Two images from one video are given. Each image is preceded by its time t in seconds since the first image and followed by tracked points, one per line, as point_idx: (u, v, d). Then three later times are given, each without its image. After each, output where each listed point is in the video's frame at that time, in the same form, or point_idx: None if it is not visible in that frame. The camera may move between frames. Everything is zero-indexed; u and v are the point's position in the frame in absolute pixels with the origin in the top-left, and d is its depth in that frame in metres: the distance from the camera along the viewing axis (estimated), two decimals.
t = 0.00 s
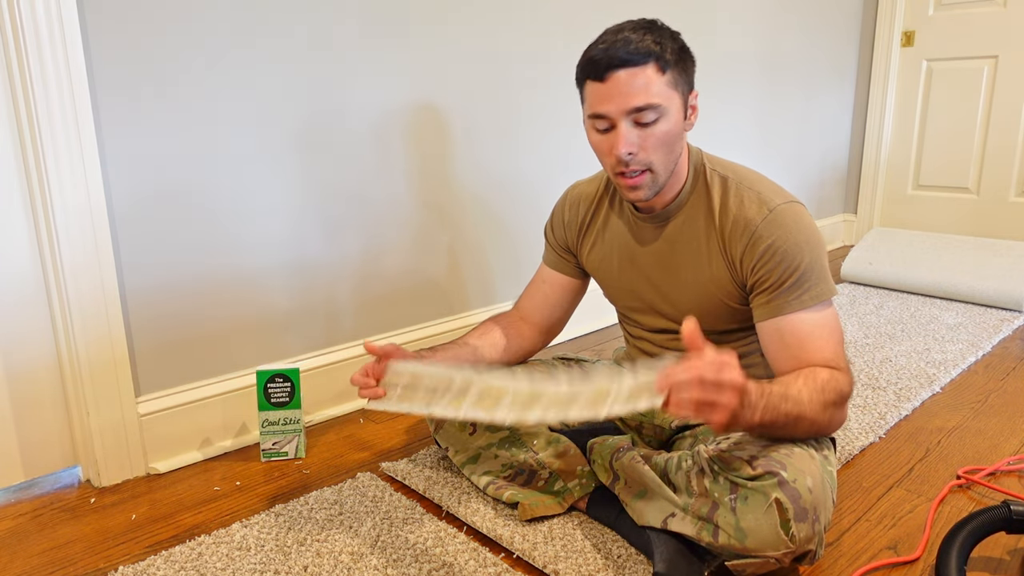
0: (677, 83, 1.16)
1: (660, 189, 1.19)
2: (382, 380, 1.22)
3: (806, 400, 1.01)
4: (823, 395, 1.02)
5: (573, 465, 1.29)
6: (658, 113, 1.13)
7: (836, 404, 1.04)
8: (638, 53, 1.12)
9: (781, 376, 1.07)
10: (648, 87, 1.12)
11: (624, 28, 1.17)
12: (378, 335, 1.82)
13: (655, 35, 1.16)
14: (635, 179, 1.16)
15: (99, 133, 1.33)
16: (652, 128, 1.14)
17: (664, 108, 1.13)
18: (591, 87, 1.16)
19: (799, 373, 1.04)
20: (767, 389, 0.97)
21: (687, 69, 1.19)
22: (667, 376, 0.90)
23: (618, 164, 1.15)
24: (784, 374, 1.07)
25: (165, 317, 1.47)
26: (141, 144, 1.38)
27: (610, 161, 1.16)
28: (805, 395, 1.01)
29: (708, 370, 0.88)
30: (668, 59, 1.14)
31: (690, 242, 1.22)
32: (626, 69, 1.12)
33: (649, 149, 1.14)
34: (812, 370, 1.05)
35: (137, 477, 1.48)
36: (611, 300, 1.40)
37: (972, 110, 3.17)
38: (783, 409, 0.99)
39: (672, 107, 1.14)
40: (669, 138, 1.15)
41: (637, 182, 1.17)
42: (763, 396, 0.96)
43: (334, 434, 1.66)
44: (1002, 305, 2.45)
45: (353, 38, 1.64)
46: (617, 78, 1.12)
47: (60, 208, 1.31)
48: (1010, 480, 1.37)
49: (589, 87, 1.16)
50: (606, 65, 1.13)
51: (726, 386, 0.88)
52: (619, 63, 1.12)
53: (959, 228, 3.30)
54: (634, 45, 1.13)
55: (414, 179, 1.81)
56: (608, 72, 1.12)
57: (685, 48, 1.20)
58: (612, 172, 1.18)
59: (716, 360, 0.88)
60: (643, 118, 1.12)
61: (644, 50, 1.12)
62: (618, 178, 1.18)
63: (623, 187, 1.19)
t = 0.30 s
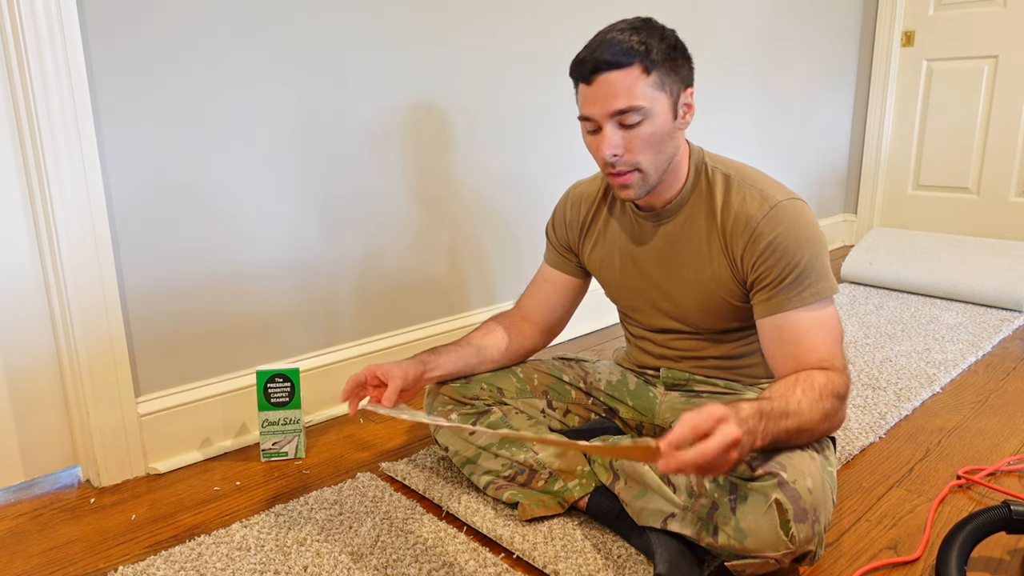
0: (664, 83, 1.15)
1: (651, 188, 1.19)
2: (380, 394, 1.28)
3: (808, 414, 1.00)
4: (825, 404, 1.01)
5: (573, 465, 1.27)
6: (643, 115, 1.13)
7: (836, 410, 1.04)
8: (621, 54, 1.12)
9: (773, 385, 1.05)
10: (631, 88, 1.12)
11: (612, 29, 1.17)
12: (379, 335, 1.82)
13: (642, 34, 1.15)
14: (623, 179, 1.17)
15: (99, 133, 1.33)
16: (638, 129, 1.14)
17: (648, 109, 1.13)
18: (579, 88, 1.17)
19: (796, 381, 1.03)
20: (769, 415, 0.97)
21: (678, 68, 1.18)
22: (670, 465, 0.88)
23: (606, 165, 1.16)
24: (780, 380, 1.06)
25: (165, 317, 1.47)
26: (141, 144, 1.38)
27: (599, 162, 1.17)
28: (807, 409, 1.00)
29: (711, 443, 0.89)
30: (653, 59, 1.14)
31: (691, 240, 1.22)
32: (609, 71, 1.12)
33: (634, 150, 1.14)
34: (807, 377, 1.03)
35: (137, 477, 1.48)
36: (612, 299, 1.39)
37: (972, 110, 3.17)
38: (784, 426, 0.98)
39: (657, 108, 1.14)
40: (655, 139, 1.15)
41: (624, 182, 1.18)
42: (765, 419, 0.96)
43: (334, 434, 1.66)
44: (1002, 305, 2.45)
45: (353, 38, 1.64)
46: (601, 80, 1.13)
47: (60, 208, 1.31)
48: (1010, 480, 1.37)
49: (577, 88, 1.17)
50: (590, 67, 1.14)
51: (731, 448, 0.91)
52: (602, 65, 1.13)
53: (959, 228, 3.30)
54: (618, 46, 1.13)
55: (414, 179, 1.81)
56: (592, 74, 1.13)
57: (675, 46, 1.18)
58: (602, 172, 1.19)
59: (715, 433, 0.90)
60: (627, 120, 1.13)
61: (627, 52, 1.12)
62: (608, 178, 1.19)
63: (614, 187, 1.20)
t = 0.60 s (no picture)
0: (648, 85, 1.15)
1: (636, 190, 1.20)
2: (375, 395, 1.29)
3: (805, 418, 1.00)
4: (821, 407, 1.01)
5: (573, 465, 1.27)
6: (623, 117, 1.13)
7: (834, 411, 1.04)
8: (603, 57, 1.13)
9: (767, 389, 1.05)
10: (611, 91, 1.13)
11: (600, 31, 1.18)
12: (378, 335, 1.82)
13: (629, 37, 1.16)
14: (607, 181, 1.18)
15: (99, 133, 1.33)
16: (619, 132, 1.15)
17: (629, 112, 1.13)
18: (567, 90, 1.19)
19: (792, 385, 1.02)
20: (766, 425, 0.97)
21: (665, 71, 1.18)
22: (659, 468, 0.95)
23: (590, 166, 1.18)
24: (775, 382, 1.05)
25: (165, 317, 1.47)
26: (140, 144, 1.38)
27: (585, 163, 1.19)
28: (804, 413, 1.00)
29: (697, 462, 0.91)
30: (637, 62, 1.14)
31: (689, 240, 1.22)
32: (591, 74, 1.14)
33: (615, 152, 1.15)
34: (803, 379, 1.03)
35: (137, 477, 1.48)
36: (611, 300, 1.39)
37: (972, 110, 3.17)
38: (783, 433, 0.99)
39: (640, 111, 1.14)
40: (637, 142, 1.15)
41: (607, 183, 1.19)
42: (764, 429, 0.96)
43: (334, 434, 1.66)
44: (1002, 305, 2.45)
45: (353, 38, 1.64)
46: (583, 82, 1.15)
47: (60, 208, 1.31)
48: (1010, 480, 1.37)
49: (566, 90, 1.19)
50: (574, 69, 1.16)
51: (725, 467, 0.91)
52: (585, 68, 1.14)
53: (959, 228, 3.30)
54: (602, 49, 1.14)
55: (413, 179, 1.81)
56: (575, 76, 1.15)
57: (663, 48, 1.18)
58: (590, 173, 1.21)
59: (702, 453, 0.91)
60: (608, 122, 1.14)
61: (609, 54, 1.13)
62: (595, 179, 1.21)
63: (602, 188, 1.22)
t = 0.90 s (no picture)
0: (668, 80, 1.16)
1: (658, 186, 1.19)
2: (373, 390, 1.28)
3: (807, 422, 0.99)
4: (823, 410, 1.01)
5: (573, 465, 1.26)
6: (651, 110, 1.13)
7: (835, 414, 1.03)
8: (628, 51, 1.13)
9: (768, 391, 1.04)
10: (640, 84, 1.12)
11: (612, 29, 1.17)
12: (379, 335, 1.82)
13: (642, 34, 1.16)
14: (632, 177, 1.16)
15: (99, 133, 1.33)
16: (646, 125, 1.14)
17: (656, 104, 1.14)
18: (583, 88, 1.16)
19: (793, 387, 1.02)
20: (769, 429, 0.96)
21: (677, 66, 1.20)
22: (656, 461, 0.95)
23: (615, 163, 1.15)
24: (775, 385, 1.05)
25: (165, 317, 1.48)
26: (141, 144, 1.38)
27: (607, 161, 1.17)
28: (806, 417, 0.99)
29: (690, 470, 0.90)
30: (658, 56, 1.15)
31: (687, 240, 1.22)
32: (617, 68, 1.13)
33: (644, 146, 1.14)
34: (803, 380, 1.02)
35: (137, 477, 1.48)
36: (611, 300, 1.39)
37: (972, 110, 3.17)
38: (786, 437, 0.98)
39: (665, 104, 1.15)
40: (663, 134, 1.15)
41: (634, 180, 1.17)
42: (766, 433, 0.95)
43: (334, 434, 1.66)
44: (1002, 305, 2.45)
45: (353, 38, 1.64)
46: (609, 76, 1.13)
47: (60, 208, 1.31)
48: (1010, 480, 1.37)
49: (581, 88, 1.17)
50: (597, 65, 1.14)
51: (719, 474, 0.90)
52: (610, 62, 1.13)
53: (959, 228, 3.30)
54: (624, 44, 1.13)
55: (413, 179, 1.81)
56: (599, 71, 1.13)
57: (672, 45, 1.20)
58: (609, 172, 1.18)
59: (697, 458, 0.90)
60: (637, 115, 1.13)
61: (634, 49, 1.13)
62: (615, 177, 1.18)
63: (621, 187, 1.19)
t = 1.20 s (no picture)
0: (679, 81, 1.16)
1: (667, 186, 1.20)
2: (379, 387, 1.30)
3: (813, 429, 0.99)
4: (828, 417, 1.01)
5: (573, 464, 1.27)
6: (664, 111, 1.14)
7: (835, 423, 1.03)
8: (642, 52, 1.12)
9: (780, 393, 1.02)
10: (654, 85, 1.12)
11: (623, 29, 1.17)
12: (379, 335, 1.82)
13: (651, 34, 1.16)
14: (643, 178, 1.16)
15: (99, 133, 1.33)
16: (658, 126, 1.14)
17: (669, 106, 1.14)
18: (595, 88, 1.15)
19: (804, 390, 1.01)
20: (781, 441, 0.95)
21: (686, 68, 1.20)
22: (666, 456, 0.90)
23: (627, 164, 1.15)
24: (783, 385, 1.03)
25: (165, 317, 1.47)
26: (141, 144, 1.38)
27: (618, 161, 1.17)
28: (812, 423, 0.99)
29: (703, 489, 0.86)
30: (670, 57, 1.15)
31: (688, 240, 1.22)
32: (631, 69, 1.12)
33: (657, 147, 1.14)
34: (812, 383, 1.01)
35: (137, 477, 1.48)
36: (612, 300, 1.39)
37: (972, 110, 3.17)
38: (794, 444, 0.98)
39: (677, 105, 1.15)
40: (674, 136, 1.16)
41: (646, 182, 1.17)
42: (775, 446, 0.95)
43: (334, 434, 1.66)
44: (1002, 305, 2.45)
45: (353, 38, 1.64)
46: (623, 77, 1.12)
47: (60, 207, 1.30)
48: (1010, 480, 1.37)
49: (592, 88, 1.16)
50: (610, 65, 1.13)
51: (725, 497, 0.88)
52: (624, 63, 1.12)
53: (960, 228, 3.30)
54: (637, 44, 1.13)
55: (413, 179, 1.81)
56: (613, 72, 1.13)
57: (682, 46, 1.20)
58: (619, 172, 1.18)
59: (716, 478, 0.86)
60: (650, 116, 1.13)
61: (647, 50, 1.13)
62: (625, 178, 1.18)
63: (631, 187, 1.19)
